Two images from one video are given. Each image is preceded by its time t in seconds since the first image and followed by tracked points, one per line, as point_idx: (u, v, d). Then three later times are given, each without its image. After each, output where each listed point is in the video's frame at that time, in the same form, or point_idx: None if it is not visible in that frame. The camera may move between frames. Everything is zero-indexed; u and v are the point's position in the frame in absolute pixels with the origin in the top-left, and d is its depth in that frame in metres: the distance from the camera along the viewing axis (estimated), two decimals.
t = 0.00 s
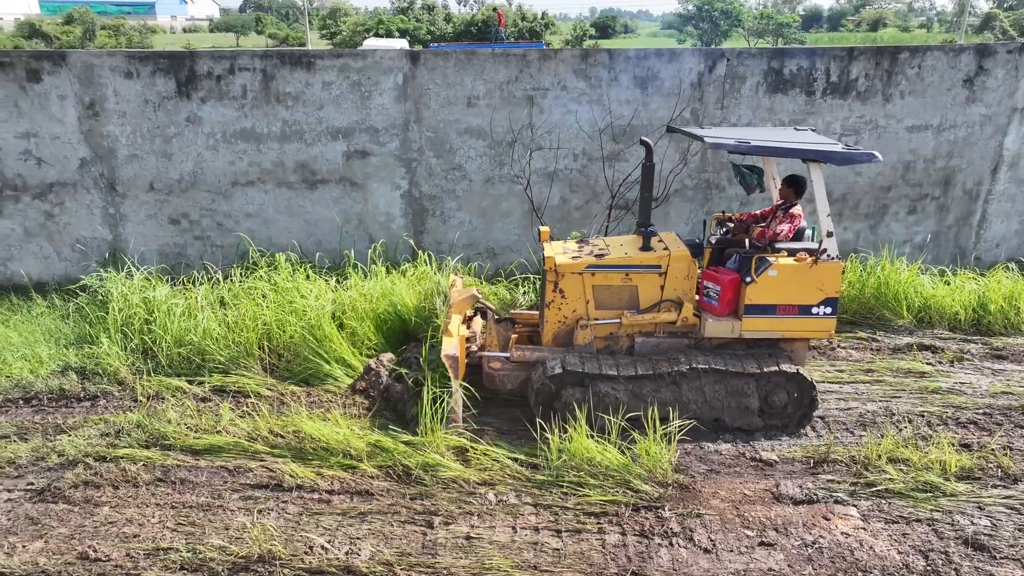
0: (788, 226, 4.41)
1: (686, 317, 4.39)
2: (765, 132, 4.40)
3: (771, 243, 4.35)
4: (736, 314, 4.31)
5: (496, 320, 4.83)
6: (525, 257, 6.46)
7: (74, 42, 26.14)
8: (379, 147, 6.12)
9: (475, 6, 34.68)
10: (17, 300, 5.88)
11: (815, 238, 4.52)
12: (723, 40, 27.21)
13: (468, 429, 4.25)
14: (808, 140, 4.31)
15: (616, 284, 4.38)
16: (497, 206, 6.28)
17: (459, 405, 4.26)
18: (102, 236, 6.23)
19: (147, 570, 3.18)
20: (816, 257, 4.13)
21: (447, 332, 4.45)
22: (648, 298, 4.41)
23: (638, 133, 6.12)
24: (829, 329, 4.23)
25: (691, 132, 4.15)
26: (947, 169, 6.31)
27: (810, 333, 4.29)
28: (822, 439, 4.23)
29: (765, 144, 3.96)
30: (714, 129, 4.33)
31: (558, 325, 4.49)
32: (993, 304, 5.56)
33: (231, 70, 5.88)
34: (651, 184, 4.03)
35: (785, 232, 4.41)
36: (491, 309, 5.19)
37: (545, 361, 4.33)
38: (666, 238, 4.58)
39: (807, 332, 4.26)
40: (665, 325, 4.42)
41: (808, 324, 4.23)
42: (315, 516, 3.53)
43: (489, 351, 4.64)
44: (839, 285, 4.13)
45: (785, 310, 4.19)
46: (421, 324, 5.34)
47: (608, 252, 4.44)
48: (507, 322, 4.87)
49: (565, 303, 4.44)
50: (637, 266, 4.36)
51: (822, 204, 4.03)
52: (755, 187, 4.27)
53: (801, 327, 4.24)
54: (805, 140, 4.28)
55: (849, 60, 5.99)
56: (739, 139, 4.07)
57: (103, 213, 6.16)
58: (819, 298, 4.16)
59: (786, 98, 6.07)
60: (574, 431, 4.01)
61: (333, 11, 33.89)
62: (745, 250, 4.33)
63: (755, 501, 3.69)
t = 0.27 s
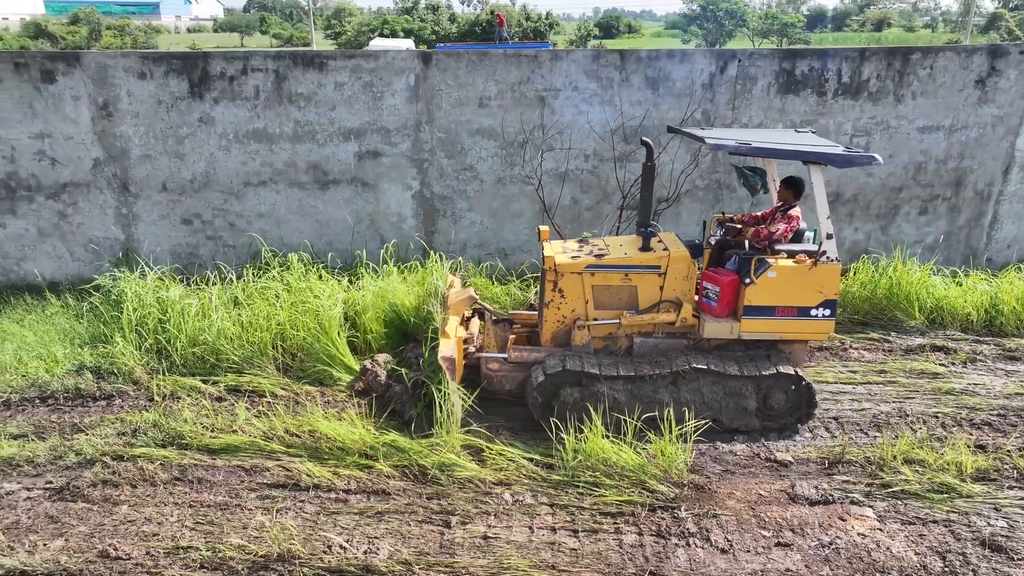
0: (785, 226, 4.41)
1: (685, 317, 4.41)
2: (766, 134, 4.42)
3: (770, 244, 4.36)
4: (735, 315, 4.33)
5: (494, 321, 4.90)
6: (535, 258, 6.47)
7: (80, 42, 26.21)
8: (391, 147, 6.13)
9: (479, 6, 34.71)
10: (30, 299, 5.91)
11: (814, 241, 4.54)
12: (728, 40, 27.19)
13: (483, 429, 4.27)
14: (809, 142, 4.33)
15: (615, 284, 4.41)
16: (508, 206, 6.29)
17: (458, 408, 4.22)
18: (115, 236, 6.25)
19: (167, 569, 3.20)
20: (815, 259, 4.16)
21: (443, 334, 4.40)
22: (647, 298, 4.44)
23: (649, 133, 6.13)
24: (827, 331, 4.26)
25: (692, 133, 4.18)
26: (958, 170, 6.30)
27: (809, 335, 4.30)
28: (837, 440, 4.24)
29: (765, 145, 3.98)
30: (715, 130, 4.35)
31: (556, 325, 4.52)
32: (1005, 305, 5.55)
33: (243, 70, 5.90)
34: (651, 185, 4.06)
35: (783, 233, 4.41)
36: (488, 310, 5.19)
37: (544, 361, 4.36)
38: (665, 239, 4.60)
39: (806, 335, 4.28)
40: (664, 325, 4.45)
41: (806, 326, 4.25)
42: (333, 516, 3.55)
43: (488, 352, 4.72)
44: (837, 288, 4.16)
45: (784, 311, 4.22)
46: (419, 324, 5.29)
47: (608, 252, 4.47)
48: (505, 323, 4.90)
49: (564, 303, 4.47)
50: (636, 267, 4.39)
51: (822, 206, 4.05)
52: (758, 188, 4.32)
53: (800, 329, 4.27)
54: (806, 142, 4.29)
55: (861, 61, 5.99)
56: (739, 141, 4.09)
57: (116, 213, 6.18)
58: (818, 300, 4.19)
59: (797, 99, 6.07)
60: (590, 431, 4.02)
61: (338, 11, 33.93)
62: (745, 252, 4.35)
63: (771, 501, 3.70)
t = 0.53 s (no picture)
0: (785, 227, 4.41)
1: (683, 318, 4.39)
2: (765, 135, 4.41)
3: (769, 245, 4.36)
4: (734, 315, 4.31)
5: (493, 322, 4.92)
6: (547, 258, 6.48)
7: (86, 41, 26.27)
8: (404, 147, 6.15)
9: (484, 6, 34.74)
10: (46, 299, 5.94)
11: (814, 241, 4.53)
12: (733, 40, 27.16)
13: (500, 429, 4.27)
14: (808, 144, 4.33)
15: (614, 284, 4.39)
16: (521, 206, 6.30)
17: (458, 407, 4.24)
18: (129, 236, 6.28)
19: (189, 567, 3.22)
20: (814, 260, 4.13)
21: (443, 334, 4.49)
22: (646, 298, 4.41)
23: (662, 134, 6.13)
24: (827, 332, 4.23)
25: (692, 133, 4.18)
26: (972, 170, 6.29)
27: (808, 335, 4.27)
28: (853, 441, 4.23)
29: (764, 146, 3.98)
30: (714, 132, 4.35)
31: (555, 324, 4.49)
32: (1020, 306, 5.54)
33: (257, 71, 5.91)
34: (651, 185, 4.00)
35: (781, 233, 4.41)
36: (488, 310, 5.23)
37: (541, 362, 4.33)
38: (665, 239, 4.57)
39: (804, 335, 4.26)
40: (663, 325, 4.43)
41: (805, 327, 4.23)
42: (353, 515, 3.56)
43: (488, 352, 4.73)
44: (837, 289, 4.13)
45: (782, 311, 4.20)
46: (419, 323, 5.32)
47: (607, 251, 4.43)
48: (504, 323, 4.92)
49: (563, 303, 4.45)
50: (636, 267, 4.36)
51: (822, 207, 4.04)
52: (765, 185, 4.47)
53: (798, 329, 4.24)
54: (806, 143, 4.29)
55: (874, 62, 5.99)
56: (739, 142, 4.09)
57: (130, 213, 6.21)
58: (817, 301, 4.16)
59: (810, 99, 6.07)
60: (608, 431, 4.03)
61: (343, 11, 33.98)
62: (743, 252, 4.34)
63: (789, 502, 3.70)
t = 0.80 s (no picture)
0: (785, 228, 4.43)
1: (683, 318, 4.39)
2: (766, 136, 4.43)
3: (769, 245, 4.36)
4: (733, 316, 4.31)
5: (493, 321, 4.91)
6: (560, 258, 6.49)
7: (92, 41, 26.34)
8: (418, 147, 6.16)
9: (488, 6, 34.81)
10: (62, 298, 5.97)
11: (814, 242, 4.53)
12: (738, 41, 27.15)
13: (519, 428, 4.27)
14: (809, 145, 4.34)
15: (614, 284, 4.39)
16: (534, 206, 6.31)
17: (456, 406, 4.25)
18: (144, 235, 6.30)
19: (214, 565, 3.23)
20: (814, 261, 4.13)
21: (442, 333, 4.50)
22: (646, 298, 4.42)
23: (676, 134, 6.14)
24: (826, 333, 4.22)
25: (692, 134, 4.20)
26: (986, 171, 6.29)
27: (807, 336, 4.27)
28: (872, 441, 4.23)
29: (764, 146, 4.00)
30: (714, 131, 4.36)
31: (554, 324, 4.50)
32: None
33: (273, 71, 5.93)
34: (652, 184, 4.02)
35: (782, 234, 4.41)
36: (488, 310, 5.24)
37: (540, 361, 4.33)
38: (665, 239, 4.58)
39: (804, 337, 4.25)
40: (663, 325, 4.43)
41: (804, 328, 4.22)
42: (375, 514, 3.57)
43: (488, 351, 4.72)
44: (837, 291, 4.11)
45: (782, 312, 4.20)
46: (420, 322, 5.34)
47: (607, 251, 4.45)
48: (504, 322, 4.88)
49: (563, 302, 4.45)
50: (635, 266, 4.37)
51: (821, 207, 4.06)
52: (763, 187, 4.38)
53: (798, 331, 4.24)
54: (807, 144, 4.30)
55: (888, 62, 5.98)
56: (739, 142, 4.10)
57: (145, 212, 6.23)
58: (816, 302, 4.15)
59: (824, 99, 6.07)
60: (628, 432, 4.05)
61: (347, 11, 34.02)
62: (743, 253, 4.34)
63: (809, 502, 3.70)
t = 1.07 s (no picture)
0: (788, 229, 4.50)
1: (686, 317, 4.38)
2: (772, 137, 4.44)
3: (773, 246, 4.40)
4: (736, 316, 4.31)
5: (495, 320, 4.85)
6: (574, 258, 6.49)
7: (98, 41, 26.40)
8: (433, 148, 6.17)
9: (492, 6, 34.84)
10: (79, 298, 6.00)
11: (818, 244, 4.53)
12: (743, 40, 27.14)
13: (540, 427, 4.27)
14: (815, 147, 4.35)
15: (617, 282, 4.37)
16: (548, 207, 6.32)
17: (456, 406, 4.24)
18: (159, 235, 6.32)
19: (241, 564, 3.25)
20: (818, 263, 4.16)
21: (442, 333, 4.46)
22: (649, 298, 4.40)
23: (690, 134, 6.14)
24: (829, 335, 4.22)
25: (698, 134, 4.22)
26: (1001, 171, 6.28)
27: (810, 338, 4.27)
28: (892, 442, 4.23)
29: (769, 147, 4.01)
30: (719, 132, 4.38)
31: (556, 322, 4.48)
32: None
33: (288, 72, 5.95)
34: (657, 183, 4.00)
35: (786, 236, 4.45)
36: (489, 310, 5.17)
37: (541, 360, 4.32)
38: (669, 238, 4.57)
39: (807, 338, 4.26)
40: (665, 325, 4.42)
41: (806, 329, 4.22)
42: (398, 513, 3.58)
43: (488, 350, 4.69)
44: (841, 293, 4.12)
45: (784, 314, 4.20)
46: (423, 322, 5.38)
47: (611, 249, 4.42)
48: (504, 321, 4.85)
49: (566, 300, 4.44)
50: (639, 265, 4.35)
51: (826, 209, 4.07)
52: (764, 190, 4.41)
53: (801, 333, 4.24)
54: (813, 146, 4.31)
55: (904, 62, 5.98)
56: (745, 143, 4.12)
57: (160, 212, 6.25)
58: (819, 304, 4.15)
59: (839, 100, 6.07)
60: (649, 432, 4.06)
61: (352, 11, 34.04)
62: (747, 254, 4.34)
63: (831, 502, 3.70)
